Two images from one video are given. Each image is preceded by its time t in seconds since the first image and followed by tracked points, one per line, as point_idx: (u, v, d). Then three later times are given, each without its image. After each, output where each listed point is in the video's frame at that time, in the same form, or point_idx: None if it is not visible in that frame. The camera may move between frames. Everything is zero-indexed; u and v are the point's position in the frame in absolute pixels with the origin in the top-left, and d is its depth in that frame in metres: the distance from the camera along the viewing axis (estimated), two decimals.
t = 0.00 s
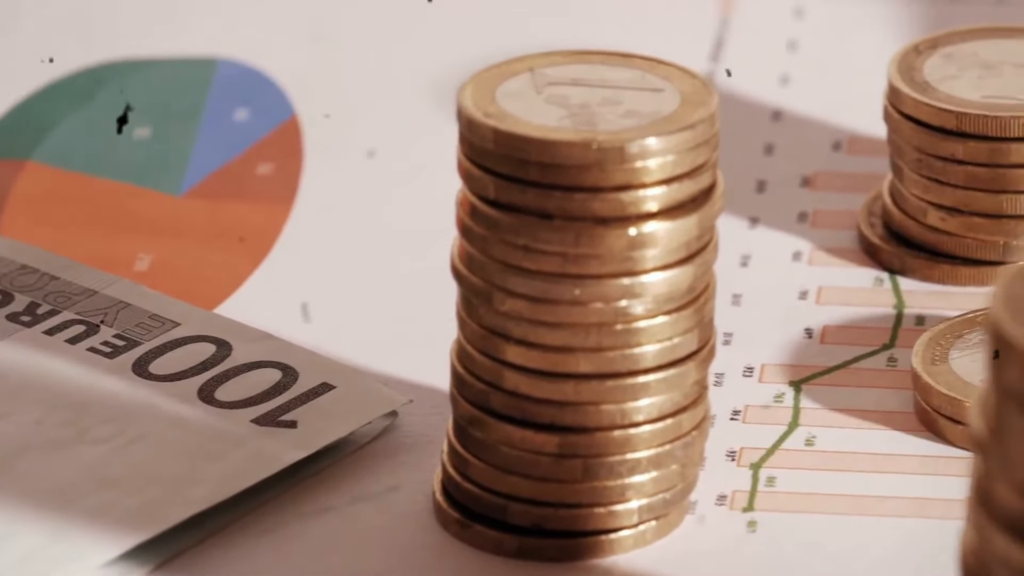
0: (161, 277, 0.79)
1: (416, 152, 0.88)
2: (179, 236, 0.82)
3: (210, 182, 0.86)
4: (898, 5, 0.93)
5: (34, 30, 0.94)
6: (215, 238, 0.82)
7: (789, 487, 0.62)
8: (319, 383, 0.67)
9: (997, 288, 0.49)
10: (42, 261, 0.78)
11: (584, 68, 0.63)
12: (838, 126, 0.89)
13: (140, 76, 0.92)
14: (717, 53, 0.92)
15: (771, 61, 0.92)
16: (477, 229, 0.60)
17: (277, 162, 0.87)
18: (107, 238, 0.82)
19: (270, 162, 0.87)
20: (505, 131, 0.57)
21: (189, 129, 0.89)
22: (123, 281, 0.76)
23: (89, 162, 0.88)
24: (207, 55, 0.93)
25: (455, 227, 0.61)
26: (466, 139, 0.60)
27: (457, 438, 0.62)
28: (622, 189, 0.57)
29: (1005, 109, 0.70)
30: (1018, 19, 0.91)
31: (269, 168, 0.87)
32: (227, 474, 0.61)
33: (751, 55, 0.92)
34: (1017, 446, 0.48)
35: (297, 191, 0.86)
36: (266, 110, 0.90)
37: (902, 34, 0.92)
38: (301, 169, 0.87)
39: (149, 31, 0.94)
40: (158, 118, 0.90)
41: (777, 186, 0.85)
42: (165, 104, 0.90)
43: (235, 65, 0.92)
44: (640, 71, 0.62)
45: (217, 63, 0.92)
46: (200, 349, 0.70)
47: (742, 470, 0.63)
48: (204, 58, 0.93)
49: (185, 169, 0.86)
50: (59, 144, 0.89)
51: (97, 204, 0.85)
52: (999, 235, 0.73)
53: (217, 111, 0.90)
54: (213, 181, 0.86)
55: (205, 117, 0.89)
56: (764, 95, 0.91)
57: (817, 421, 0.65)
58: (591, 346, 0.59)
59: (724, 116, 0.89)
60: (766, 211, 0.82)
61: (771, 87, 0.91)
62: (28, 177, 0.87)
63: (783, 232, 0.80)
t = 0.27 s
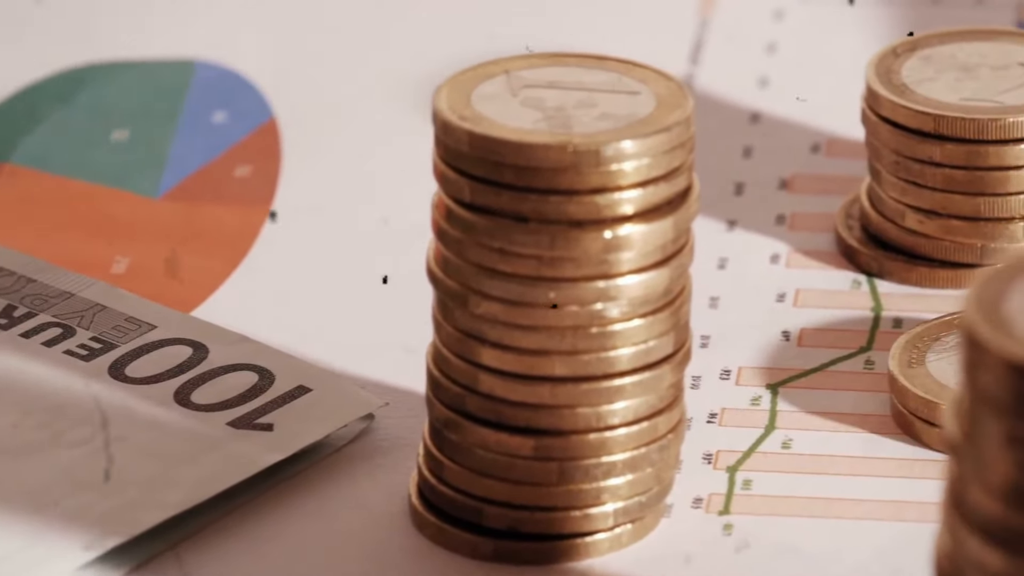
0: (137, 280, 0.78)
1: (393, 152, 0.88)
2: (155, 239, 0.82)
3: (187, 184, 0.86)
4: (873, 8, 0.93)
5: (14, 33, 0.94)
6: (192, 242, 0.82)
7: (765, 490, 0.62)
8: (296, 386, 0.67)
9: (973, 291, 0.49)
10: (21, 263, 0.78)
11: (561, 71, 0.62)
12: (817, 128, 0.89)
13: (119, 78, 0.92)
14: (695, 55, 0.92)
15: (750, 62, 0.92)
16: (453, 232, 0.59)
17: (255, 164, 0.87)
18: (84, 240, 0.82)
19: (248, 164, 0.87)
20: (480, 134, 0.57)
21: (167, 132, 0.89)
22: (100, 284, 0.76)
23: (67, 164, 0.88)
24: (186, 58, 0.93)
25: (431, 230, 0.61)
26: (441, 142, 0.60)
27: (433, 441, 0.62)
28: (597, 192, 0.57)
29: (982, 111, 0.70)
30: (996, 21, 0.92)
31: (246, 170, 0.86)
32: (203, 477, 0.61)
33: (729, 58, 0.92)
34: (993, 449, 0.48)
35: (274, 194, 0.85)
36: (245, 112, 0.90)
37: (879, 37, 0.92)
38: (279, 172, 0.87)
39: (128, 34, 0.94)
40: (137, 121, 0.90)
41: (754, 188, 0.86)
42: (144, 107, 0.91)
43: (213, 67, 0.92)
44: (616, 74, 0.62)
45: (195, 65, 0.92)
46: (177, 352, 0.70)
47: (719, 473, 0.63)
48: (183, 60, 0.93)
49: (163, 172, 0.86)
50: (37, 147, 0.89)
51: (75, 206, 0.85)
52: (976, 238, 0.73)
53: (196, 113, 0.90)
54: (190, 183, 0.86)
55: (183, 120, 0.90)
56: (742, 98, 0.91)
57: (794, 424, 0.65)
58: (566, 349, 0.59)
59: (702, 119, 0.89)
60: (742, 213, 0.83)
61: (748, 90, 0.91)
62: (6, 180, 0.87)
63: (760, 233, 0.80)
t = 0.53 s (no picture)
0: (111, 282, 0.78)
1: (375, 155, 0.88)
2: (130, 243, 0.81)
3: (163, 187, 0.85)
4: (852, 11, 0.93)
5: None
6: (167, 245, 0.81)
7: (740, 493, 0.62)
8: (270, 389, 0.67)
9: (943, 296, 0.50)
10: None
11: (534, 74, 0.62)
12: (794, 132, 0.88)
13: (96, 82, 0.92)
14: (673, 58, 0.92)
15: (727, 66, 0.92)
16: (426, 236, 0.59)
17: (231, 167, 0.87)
18: (58, 244, 0.81)
19: (224, 168, 0.87)
20: (453, 137, 0.57)
21: (143, 134, 0.89)
22: (74, 287, 0.75)
23: (43, 167, 0.87)
24: (163, 62, 0.93)
25: (405, 233, 0.61)
26: (415, 145, 0.60)
27: (407, 444, 0.62)
28: (571, 196, 0.57)
29: (958, 114, 0.70)
30: (976, 24, 0.92)
31: (223, 174, 0.86)
32: (177, 481, 0.61)
33: (707, 59, 0.92)
34: (965, 452, 0.49)
35: (251, 198, 0.85)
36: (221, 116, 0.90)
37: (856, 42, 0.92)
38: (255, 178, 0.86)
39: (108, 38, 0.94)
40: (113, 124, 0.90)
41: (731, 191, 0.85)
42: (120, 110, 0.90)
43: (190, 71, 0.92)
44: (590, 77, 0.62)
45: (173, 69, 0.93)
46: (151, 355, 0.69)
47: (693, 477, 0.63)
48: (162, 64, 0.93)
49: (139, 175, 0.86)
50: (13, 150, 0.89)
51: (50, 208, 0.84)
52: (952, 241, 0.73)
53: (172, 116, 0.90)
54: (166, 187, 0.85)
55: (160, 124, 0.89)
56: (720, 102, 0.91)
57: (769, 428, 0.65)
58: (540, 353, 0.59)
59: (680, 123, 0.89)
60: (719, 216, 0.82)
61: (725, 93, 0.91)
62: None
63: (735, 236, 0.80)
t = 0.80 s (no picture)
0: (89, 285, 0.78)
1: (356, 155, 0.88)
2: (109, 245, 0.81)
3: (143, 189, 0.85)
4: (833, 14, 0.92)
5: None
6: (146, 248, 0.81)
7: (717, 497, 0.62)
8: (247, 392, 0.67)
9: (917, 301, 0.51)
10: None
11: (511, 77, 0.62)
12: (773, 133, 0.88)
13: (78, 84, 0.92)
14: (653, 62, 0.92)
15: (707, 69, 0.91)
16: (403, 239, 0.59)
17: (211, 169, 0.86)
18: (37, 247, 0.81)
19: (204, 170, 0.86)
20: (429, 140, 0.57)
21: (124, 135, 0.89)
22: (52, 290, 0.75)
23: (24, 169, 0.87)
24: (144, 63, 0.93)
25: (382, 237, 0.61)
26: (392, 149, 0.60)
27: (384, 448, 0.62)
28: (548, 199, 0.57)
29: (937, 117, 0.70)
30: (957, 27, 0.91)
31: (202, 176, 0.86)
32: (154, 484, 0.61)
33: (687, 62, 0.92)
34: (939, 455, 0.50)
35: (232, 198, 0.85)
36: (202, 117, 0.90)
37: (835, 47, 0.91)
38: (234, 179, 0.86)
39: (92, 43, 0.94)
40: (94, 125, 0.90)
41: (711, 193, 0.85)
42: (102, 111, 0.91)
43: (171, 72, 0.92)
44: (567, 80, 0.62)
45: (154, 70, 0.93)
46: (128, 358, 0.69)
47: (671, 480, 0.63)
48: (142, 66, 0.93)
49: (119, 176, 0.86)
50: None
51: (30, 210, 0.84)
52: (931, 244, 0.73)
53: (153, 117, 0.90)
54: (146, 188, 0.85)
55: (141, 125, 0.89)
56: (700, 104, 0.90)
57: (747, 431, 0.65)
58: (517, 356, 0.59)
59: (659, 125, 0.89)
60: (698, 218, 0.82)
61: (704, 95, 0.90)
62: None
63: (715, 240, 0.80)
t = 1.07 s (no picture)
0: (73, 288, 0.78)
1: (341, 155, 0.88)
2: (92, 247, 0.81)
3: (127, 190, 0.85)
4: (819, 15, 0.94)
5: None
6: (129, 250, 0.81)
7: (698, 499, 0.62)
8: (230, 394, 0.67)
9: (899, 305, 0.53)
10: None
11: (492, 79, 0.62)
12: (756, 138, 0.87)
13: (61, 86, 0.92)
14: (639, 62, 0.92)
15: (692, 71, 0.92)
16: (385, 241, 0.59)
17: (194, 172, 0.86)
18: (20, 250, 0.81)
19: (187, 172, 0.86)
20: (411, 143, 0.57)
21: (107, 137, 0.89)
22: (36, 292, 0.75)
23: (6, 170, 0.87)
24: (128, 67, 0.93)
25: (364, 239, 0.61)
26: (374, 151, 0.60)
27: (365, 450, 0.62)
28: (530, 201, 0.57)
29: (920, 119, 0.70)
30: (941, 28, 0.91)
31: (186, 178, 0.86)
32: (135, 486, 0.61)
33: (673, 61, 0.92)
34: (920, 456, 0.51)
35: (214, 202, 0.84)
36: (185, 119, 0.90)
37: (822, 46, 0.92)
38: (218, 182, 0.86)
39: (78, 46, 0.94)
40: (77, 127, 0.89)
41: (695, 196, 0.83)
42: (85, 114, 0.90)
43: (155, 75, 0.92)
44: (549, 82, 0.62)
45: (137, 73, 0.93)
46: (110, 360, 0.69)
47: (653, 482, 0.63)
48: (126, 67, 0.93)
49: (103, 178, 0.86)
50: None
51: (12, 213, 0.84)
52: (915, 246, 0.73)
53: (137, 119, 0.90)
54: (130, 189, 0.85)
55: (124, 127, 0.89)
56: (685, 105, 0.90)
57: (730, 433, 0.65)
58: (499, 358, 0.59)
59: (644, 127, 0.88)
60: (682, 221, 0.81)
61: (689, 96, 0.90)
62: None
63: (697, 242, 0.79)
